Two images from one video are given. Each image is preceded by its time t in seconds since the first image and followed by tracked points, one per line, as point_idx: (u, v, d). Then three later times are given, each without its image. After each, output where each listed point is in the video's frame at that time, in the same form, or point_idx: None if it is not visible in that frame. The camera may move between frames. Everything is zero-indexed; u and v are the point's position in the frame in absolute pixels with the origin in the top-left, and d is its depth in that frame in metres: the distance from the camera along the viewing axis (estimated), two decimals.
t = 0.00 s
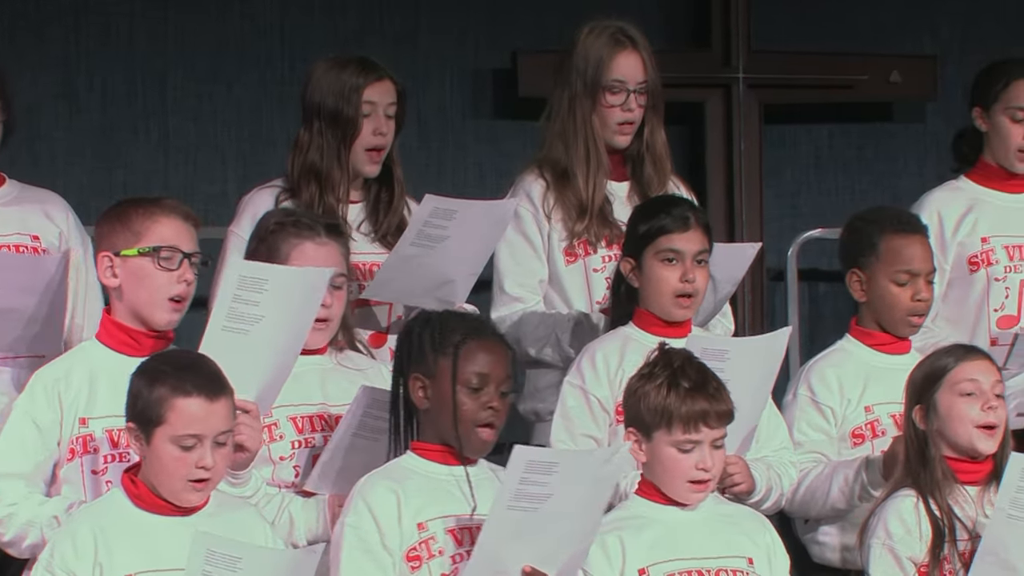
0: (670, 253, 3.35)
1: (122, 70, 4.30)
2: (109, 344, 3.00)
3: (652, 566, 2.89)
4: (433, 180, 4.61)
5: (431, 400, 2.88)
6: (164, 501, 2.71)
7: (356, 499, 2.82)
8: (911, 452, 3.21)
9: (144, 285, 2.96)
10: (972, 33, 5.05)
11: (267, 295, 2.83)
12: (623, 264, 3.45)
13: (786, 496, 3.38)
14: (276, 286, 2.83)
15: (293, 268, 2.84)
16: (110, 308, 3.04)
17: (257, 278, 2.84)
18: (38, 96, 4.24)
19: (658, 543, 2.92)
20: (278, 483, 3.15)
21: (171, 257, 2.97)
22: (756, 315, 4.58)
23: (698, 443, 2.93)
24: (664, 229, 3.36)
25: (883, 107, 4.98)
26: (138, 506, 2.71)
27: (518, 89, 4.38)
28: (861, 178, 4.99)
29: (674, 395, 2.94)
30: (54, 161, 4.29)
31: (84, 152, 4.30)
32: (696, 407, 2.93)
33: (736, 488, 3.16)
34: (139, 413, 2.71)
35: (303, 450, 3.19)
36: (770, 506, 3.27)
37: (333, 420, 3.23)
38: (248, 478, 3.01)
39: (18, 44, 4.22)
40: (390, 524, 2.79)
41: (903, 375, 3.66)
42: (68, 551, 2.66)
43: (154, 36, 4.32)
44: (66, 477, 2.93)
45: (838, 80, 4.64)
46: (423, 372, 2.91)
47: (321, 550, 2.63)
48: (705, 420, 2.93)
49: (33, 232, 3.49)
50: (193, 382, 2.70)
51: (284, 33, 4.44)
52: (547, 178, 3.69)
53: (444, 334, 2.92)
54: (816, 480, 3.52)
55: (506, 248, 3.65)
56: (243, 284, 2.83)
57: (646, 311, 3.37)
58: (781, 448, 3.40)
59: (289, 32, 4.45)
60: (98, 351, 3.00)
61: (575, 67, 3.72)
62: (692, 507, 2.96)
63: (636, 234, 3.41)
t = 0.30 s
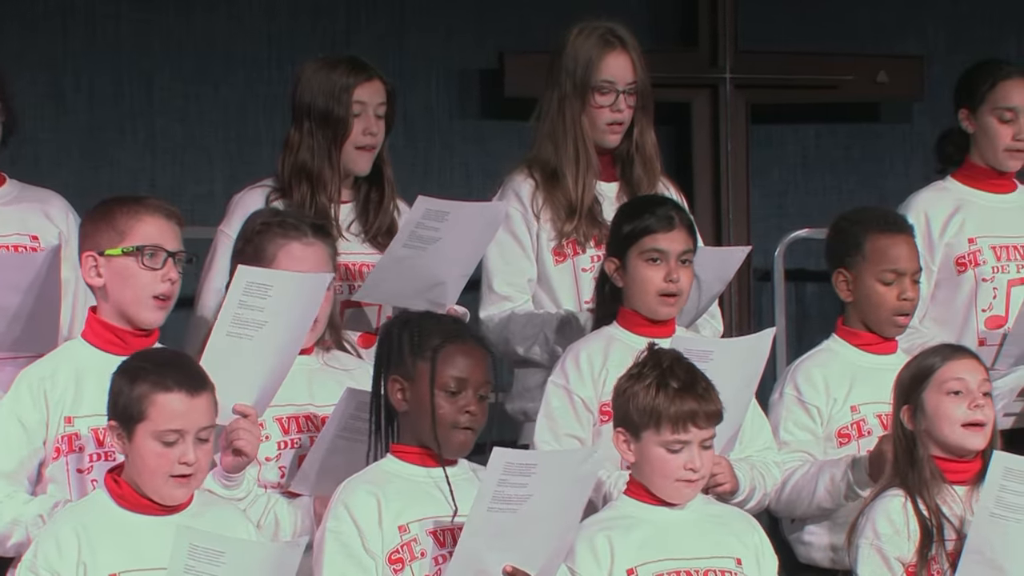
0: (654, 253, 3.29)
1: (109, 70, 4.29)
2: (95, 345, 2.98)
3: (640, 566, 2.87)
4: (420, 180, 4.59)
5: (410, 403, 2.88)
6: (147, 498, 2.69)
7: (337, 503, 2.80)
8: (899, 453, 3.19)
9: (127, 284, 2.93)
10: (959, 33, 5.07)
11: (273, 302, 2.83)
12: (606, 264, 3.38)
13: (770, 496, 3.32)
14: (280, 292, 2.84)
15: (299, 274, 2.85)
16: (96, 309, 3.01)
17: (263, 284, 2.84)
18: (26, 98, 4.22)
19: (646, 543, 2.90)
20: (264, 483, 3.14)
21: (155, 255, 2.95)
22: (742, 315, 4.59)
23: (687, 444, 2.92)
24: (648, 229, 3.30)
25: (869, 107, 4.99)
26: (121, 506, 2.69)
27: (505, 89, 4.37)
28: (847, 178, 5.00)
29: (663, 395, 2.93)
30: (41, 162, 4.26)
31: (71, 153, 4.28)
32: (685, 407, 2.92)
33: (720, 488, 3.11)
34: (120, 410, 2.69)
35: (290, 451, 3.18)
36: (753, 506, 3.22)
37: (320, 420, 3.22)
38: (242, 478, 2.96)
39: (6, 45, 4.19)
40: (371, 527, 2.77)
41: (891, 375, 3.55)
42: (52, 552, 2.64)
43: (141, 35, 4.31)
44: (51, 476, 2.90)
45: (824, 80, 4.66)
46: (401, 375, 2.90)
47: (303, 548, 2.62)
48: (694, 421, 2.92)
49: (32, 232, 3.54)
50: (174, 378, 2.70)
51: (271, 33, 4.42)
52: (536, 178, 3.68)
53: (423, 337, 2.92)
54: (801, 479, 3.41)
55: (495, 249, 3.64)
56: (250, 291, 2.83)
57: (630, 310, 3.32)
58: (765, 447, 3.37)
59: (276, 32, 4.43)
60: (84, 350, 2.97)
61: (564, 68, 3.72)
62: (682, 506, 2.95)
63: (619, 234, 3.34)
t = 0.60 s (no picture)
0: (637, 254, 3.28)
1: (96, 70, 4.27)
2: (79, 346, 2.96)
3: (628, 566, 2.87)
4: (407, 181, 4.59)
5: (400, 401, 2.87)
6: (136, 501, 2.68)
7: (329, 497, 2.80)
8: (887, 453, 3.18)
9: (110, 287, 2.92)
10: (946, 34, 5.08)
11: (268, 306, 2.84)
12: (589, 263, 3.38)
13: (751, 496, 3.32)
14: (277, 297, 2.84)
15: (296, 279, 2.85)
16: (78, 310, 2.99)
17: (260, 288, 2.84)
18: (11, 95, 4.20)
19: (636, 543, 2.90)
20: (250, 484, 3.12)
21: (137, 257, 2.94)
22: (729, 314, 4.59)
23: (677, 445, 2.91)
24: (632, 229, 3.29)
25: (857, 107, 5.00)
26: (108, 506, 2.68)
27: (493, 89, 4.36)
28: (833, 178, 5.01)
29: (653, 396, 2.92)
30: (27, 162, 4.26)
31: (58, 154, 4.28)
32: (675, 407, 2.91)
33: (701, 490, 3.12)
34: (106, 412, 2.68)
35: (276, 451, 3.17)
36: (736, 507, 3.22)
37: (307, 420, 3.21)
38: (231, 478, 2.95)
39: None
40: (362, 524, 2.77)
41: (878, 375, 3.55)
42: (38, 550, 2.64)
43: (127, 35, 4.29)
44: (36, 477, 2.88)
45: (810, 80, 4.66)
46: (391, 373, 2.89)
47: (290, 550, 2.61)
48: (684, 421, 2.91)
49: (29, 233, 3.52)
50: (160, 380, 2.69)
51: (258, 33, 4.41)
52: (524, 178, 3.69)
53: (413, 336, 2.91)
54: (789, 479, 3.39)
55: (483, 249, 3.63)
56: (247, 294, 2.83)
57: (614, 310, 3.31)
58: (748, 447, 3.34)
59: (263, 32, 4.42)
60: (67, 351, 2.95)
61: (553, 68, 3.72)
62: (671, 506, 2.95)
63: (604, 233, 3.33)
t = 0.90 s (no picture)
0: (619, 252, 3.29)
1: (80, 70, 4.27)
2: (60, 345, 2.95)
3: (615, 565, 2.87)
4: (391, 181, 4.58)
5: (388, 400, 2.87)
6: (124, 499, 2.68)
7: (314, 497, 2.80)
8: (871, 456, 3.17)
9: (91, 287, 2.92)
10: (931, 34, 5.08)
11: (252, 297, 2.83)
12: (570, 262, 3.37)
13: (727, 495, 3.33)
14: (260, 286, 2.84)
15: (280, 270, 2.85)
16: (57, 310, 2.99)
17: (243, 279, 2.84)
18: None
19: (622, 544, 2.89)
20: (234, 484, 3.12)
21: (118, 257, 2.94)
22: (714, 314, 4.59)
23: (666, 441, 2.91)
24: (613, 229, 3.29)
25: (842, 108, 5.00)
26: (96, 505, 2.68)
27: (477, 89, 4.36)
28: (817, 178, 5.02)
29: (640, 393, 2.92)
30: (11, 162, 4.24)
31: (42, 153, 4.27)
32: (662, 404, 2.91)
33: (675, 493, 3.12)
34: (92, 410, 2.69)
35: (261, 450, 3.16)
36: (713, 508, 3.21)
37: (291, 420, 3.20)
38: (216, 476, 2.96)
39: None
40: (346, 525, 2.77)
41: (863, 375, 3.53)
42: (25, 547, 2.64)
43: (112, 34, 4.29)
44: (19, 477, 2.88)
45: (795, 80, 4.67)
46: (380, 373, 2.89)
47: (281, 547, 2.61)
48: (671, 417, 2.91)
49: (16, 233, 3.51)
50: (145, 375, 2.69)
51: (242, 33, 4.40)
52: (507, 177, 3.69)
53: (403, 335, 2.91)
54: (772, 478, 3.38)
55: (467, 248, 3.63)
56: (231, 285, 2.83)
57: (594, 308, 3.31)
58: (723, 447, 3.34)
59: (247, 32, 4.41)
60: (49, 351, 2.94)
61: (535, 66, 3.73)
62: (660, 506, 2.95)
63: (585, 232, 3.33)
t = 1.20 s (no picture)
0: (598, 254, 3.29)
1: (62, 70, 4.26)
2: (36, 347, 2.95)
3: (601, 565, 2.84)
4: (371, 181, 4.58)
5: (374, 400, 2.87)
6: (110, 500, 2.68)
7: (301, 495, 2.79)
8: (852, 454, 3.17)
9: (72, 289, 2.92)
10: (913, 34, 5.09)
11: (228, 293, 2.84)
12: (549, 262, 3.38)
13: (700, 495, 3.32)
14: (236, 282, 2.85)
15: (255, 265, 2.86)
16: (33, 310, 2.98)
17: (221, 276, 2.85)
18: None
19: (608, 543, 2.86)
20: (218, 481, 3.11)
21: (100, 260, 2.94)
22: (697, 314, 4.59)
23: (652, 441, 2.88)
24: (592, 230, 3.29)
25: (824, 108, 5.01)
26: (82, 505, 2.68)
27: (459, 89, 4.36)
28: (800, 178, 5.02)
29: (626, 393, 2.90)
30: None
31: (25, 154, 4.26)
32: (649, 404, 2.89)
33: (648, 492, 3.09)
34: (78, 412, 2.68)
35: (244, 448, 3.16)
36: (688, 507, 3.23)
37: (274, 418, 3.20)
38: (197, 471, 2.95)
39: None
40: (334, 525, 2.77)
41: (843, 375, 3.52)
42: (11, 550, 2.63)
43: (94, 34, 4.28)
44: None
45: (777, 81, 4.67)
46: (366, 372, 2.89)
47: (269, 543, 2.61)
48: (658, 418, 2.88)
49: None
50: (132, 378, 2.69)
51: (224, 33, 4.40)
52: (489, 177, 3.68)
53: (389, 335, 2.91)
54: (755, 479, 3.37)
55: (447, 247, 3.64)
56: (209, 281, 2.84)
57: (572, 309, 3.31)
58: (698, 445, 3.33)
59: (231, 32, 4.41)
60: (26, 352, 2.94)
61: (516, 66, 3.73)
62: (646, 507, 2.92)
63: (564, 233, 3.33)
